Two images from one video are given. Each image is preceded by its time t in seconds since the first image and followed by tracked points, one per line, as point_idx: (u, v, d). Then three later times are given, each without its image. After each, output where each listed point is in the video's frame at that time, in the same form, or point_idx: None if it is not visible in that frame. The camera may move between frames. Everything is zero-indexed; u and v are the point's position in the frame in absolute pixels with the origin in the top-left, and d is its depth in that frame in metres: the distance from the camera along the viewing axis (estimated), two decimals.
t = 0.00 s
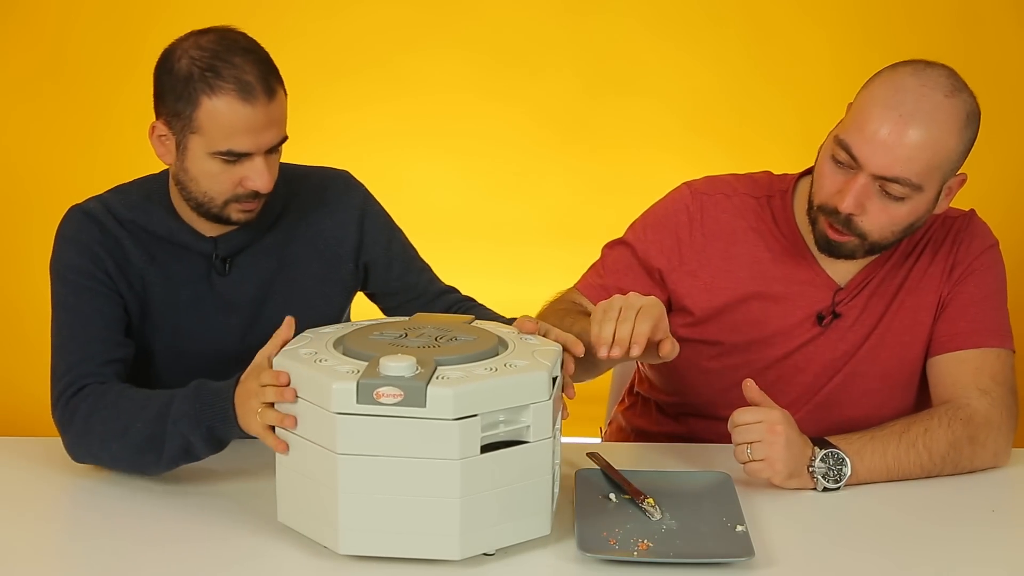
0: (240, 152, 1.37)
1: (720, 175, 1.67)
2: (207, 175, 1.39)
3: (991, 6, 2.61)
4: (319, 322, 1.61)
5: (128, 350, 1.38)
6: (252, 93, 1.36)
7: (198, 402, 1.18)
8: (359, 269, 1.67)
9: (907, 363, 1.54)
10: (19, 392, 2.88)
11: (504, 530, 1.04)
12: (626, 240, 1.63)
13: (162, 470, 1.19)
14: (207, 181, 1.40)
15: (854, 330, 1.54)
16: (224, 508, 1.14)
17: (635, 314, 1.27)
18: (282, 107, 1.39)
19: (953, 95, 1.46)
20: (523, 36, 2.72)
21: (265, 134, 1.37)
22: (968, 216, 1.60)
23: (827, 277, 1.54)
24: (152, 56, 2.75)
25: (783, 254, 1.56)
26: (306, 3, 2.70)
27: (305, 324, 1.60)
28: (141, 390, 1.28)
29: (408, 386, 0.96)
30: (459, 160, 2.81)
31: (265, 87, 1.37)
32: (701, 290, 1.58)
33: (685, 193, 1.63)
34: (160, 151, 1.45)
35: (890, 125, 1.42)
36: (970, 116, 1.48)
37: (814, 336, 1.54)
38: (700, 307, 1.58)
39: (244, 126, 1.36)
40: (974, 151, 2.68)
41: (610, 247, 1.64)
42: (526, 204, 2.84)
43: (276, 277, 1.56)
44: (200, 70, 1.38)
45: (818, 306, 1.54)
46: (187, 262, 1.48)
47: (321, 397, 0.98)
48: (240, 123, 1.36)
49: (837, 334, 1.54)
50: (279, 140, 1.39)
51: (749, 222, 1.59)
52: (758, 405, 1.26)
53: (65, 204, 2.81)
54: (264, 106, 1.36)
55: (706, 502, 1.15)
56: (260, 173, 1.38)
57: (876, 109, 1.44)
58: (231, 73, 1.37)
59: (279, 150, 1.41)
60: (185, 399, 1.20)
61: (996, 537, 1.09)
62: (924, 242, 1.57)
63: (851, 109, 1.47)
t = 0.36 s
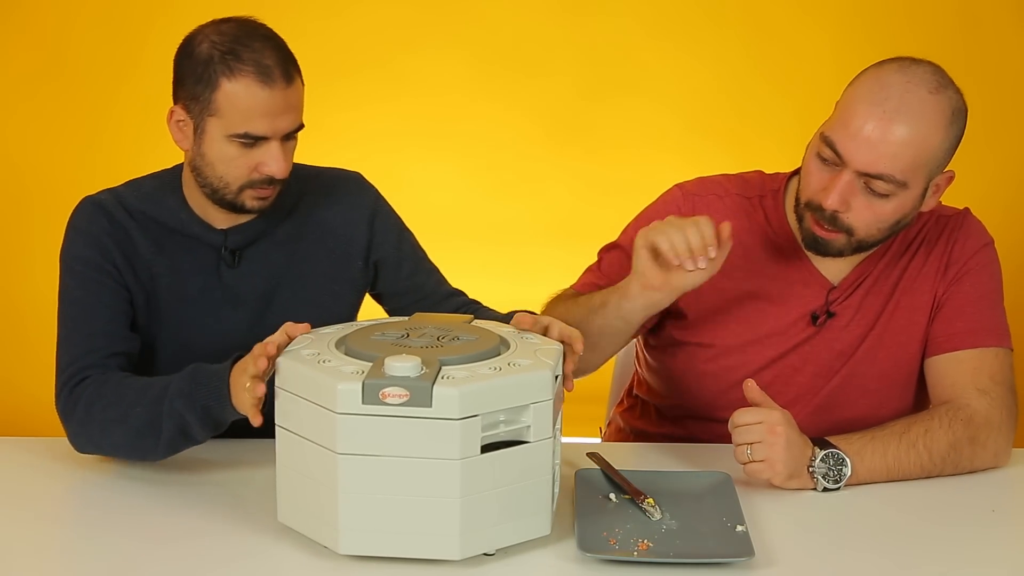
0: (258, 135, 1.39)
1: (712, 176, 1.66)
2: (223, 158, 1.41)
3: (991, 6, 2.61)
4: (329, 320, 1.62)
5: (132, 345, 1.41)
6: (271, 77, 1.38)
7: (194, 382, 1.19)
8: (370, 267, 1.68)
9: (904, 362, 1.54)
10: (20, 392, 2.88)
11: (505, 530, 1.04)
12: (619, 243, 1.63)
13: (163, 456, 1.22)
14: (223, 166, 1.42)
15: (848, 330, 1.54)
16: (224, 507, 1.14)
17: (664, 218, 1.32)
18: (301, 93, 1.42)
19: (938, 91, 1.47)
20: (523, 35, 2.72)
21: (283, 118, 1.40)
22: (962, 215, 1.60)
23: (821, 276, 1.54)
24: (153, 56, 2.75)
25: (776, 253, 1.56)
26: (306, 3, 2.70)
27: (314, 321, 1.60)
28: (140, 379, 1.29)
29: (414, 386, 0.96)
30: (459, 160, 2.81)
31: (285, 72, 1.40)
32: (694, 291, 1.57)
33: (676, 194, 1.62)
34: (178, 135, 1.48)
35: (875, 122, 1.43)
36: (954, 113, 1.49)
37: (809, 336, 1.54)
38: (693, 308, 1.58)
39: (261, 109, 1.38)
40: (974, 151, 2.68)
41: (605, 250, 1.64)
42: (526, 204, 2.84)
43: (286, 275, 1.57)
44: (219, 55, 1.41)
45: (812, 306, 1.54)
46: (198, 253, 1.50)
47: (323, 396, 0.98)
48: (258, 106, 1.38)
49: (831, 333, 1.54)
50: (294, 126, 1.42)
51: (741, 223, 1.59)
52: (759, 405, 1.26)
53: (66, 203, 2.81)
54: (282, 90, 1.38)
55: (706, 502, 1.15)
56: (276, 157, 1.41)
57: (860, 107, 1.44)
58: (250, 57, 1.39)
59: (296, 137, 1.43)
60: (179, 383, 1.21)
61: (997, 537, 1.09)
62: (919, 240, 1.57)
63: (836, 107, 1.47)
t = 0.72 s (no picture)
0: (291, 129, 1.41)
1: (706, 179, 1.66)
2: (255, 150, 1.42)
3: (991, 6, 2.61)
4: (338, 317, 1.60)
5: (113, 343, 1.43)
6: (309, 73, 1.40)
7: (163, 367, 1.18)
8: (388, 277, 1.68)
9: (902, 362, 1.54)
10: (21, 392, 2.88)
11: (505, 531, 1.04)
12: (616, 254, 1.63)
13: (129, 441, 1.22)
14: (254, 157, 1.42)
15: (844, 331, 1.54)
16: (224, 507, 1.14)
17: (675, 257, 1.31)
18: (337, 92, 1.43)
19: (929, 88, 1.47)
20: (523, 36, 2.72)
21: (318, 114, 1.41)
22: (958, 214, 1.60)
23: (815, 277, 1.54)
24: (153, 56, 2.75)
25: (770, 254, 1.56)
26: (306, 4, 2.70)
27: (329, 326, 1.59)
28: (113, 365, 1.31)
29: (414, 386, 0.96)
30: (459, 160, 2.81)
31: (323, 70, 1.41)
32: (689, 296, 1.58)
33: (669, 202, 1.62)
34: (210, 127, 1.48)
35: (867, 119, 1.43)
36: (947, 109, 1.49)
37: (804, 337, 1.54)
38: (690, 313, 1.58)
39: (297, 104, 1.40)
40: (974, 150, 2.68)
41: (602, 262, 1.65)
42: (526, 205, 2.84)
43: (310, 276, 1.57)
44: (258, 47, 1.42)
45: (807, 307, 1.54)
46: (222, 247, 1.52)
47: (322, 396, 0.98)
48: (295, 100, 1.40)
49: (827, 334, 1.54)
50: (327, 125, 1.43)
51: (735, 226, 1.58)
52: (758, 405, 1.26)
53: (66, 204, 2.81)
54: (318, 86, 1.40)
55: (705, 502, 1.15)
56: (308, 153, 1.42)
57: (852, 105, 1.44)
58: (289, 53, 1.41)
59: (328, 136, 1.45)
60: (151, 371, 1.19)
61: (997, 537, 1.09)
62: (914, 239, 1.57)
63: (827, 105, 1.48)
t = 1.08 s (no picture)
0: (286, 107, 1.42)
1: (705, 180, 1.66)
2: (254, 132, 1.43)
3: (991, 7, 2.61)
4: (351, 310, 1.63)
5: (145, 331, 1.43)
6: (298, 50, 1.41)
7: (181, 373, 1.16)
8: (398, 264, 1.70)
9: (902, 362, 1.54)
10: (20, 392, 2.88)
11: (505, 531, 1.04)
12: (617, 255, 1.63)
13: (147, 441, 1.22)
14: (254, 140, 1.44)
15: (843, 330, 1.54)
16: (224, 507, 1.14)
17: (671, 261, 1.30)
18: (329, 68, 1.44)
19: (927, 87, 1.47)
20: (522, 36, 2.72)
21: (311, 89, 1.42)
22: (958, 215, 1.60)
23: (814, 277, 1.54)
24: (153, 56, 2.75)
25: (770, 253, 1.56)
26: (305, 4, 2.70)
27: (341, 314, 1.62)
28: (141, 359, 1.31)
29: (412, 387, 0.96)
30: (459, 160, 2.81)
31: (313, 46, 1.43)
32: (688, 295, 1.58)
33: (669, 202, 1.62)
34: (215, 117, 1.52)
35: (865, 116, 1.43)
36: (945, 109, 1.49)
37: (803, 336, 1.54)
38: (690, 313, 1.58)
39: (289, 81, 1.41)
40: (974, 151, 2.68)
41: (603, 263, 1.65)
42: (526, 205, 2.84)
43: (320, 266, 1.60)
44: (250, 31, 1.44)
45: (806, 306, 1.54)
46: (237, 239, 1.53)
47: (321, 396, 0.98)
48: (286, 77, 1.41)
49: (826, 334, 1.54)
50: (323, 101, 1.43)
51: (734, 225, 1.58)
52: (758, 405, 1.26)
53: (67, 204, 2.81)
54: (308, 62, 1.41)
55: (706, 502, 1.15)
56: (305, 128, 1.42)
57: (850, 104, 1.44)
58: (279, 33, 1.43)
59: (326, 114, 1.45)
60: (168, 377, 1.18)
61: (998, 537, 1.09)
62: (914, 239, 1.57)
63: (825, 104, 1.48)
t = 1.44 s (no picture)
0: (269, 117, 1.39)
1: (710, 175, 1.67)
2: (242, 140, 1.42)
3: (992, 6, 2.61)
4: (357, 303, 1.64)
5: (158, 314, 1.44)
6: (281, 59, 1.38)
7: (201, 322, 1.16)
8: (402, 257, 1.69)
9: (901, 361, 1.54)
10: (20, 392, 2.88)
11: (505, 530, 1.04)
12: (620, 245, 1.65)
13: (173, 395, 1.22)
14: (242, 148, 1.42)
15: (844, 326, 1.54)
16: (223, 508, 1.14)
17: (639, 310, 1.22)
18: (314, 77, 1.41)
19: (939, 85, 1.47)
20: (523, 35, 2.72)
21: (294, 100, 1.39)
22: (960, 215, 1.60)
23: (817, 272, 1.54)
24: (153, 55, 2.75)
25: (773, 248, 1.56)
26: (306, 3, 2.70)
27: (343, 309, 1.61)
28: (150, 326, 1.30)
29: (416, 275, 0.93)
30: (458, 160, 2.81)
31: (296, 55, 1.39)
32: (691, 288, 1.60)
33: (673, 194, 1.63)
34: (209, 122, 1.52)
35: (876, 112, 1.43)
36: (956, 107, 1.49)
37: (804, 330, 1.54)
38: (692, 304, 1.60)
39: (272, 92, 1.38)
40: (974, 150, 2.68)
41: (606, 252, 1.66)
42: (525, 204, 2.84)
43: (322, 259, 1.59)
44: (235, 37, 1.42)
45: (807, 301, 1.54)
46: (240, 235, 1.53)
47: (323, 290, 0.95)
48: (269, 88, 1.38)
49: (826, 328, 1.54)
50: (310, 108, 1.40)
51: (739, 219, 1.59)
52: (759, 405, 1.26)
53: (67, 203, 2.81)
54: (290, 72, 1.38)
55: (706, 502, 1.15)
56: (290, 137, 1.40)
57: (861, 99, 1.44)
58: (262, 41, 1.40)
59: (315, 120, 1.42)
60: (190, 323, 1.17)
61: (997, 537, 1.09)
62: (915, 238, 1.57)
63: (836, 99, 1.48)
